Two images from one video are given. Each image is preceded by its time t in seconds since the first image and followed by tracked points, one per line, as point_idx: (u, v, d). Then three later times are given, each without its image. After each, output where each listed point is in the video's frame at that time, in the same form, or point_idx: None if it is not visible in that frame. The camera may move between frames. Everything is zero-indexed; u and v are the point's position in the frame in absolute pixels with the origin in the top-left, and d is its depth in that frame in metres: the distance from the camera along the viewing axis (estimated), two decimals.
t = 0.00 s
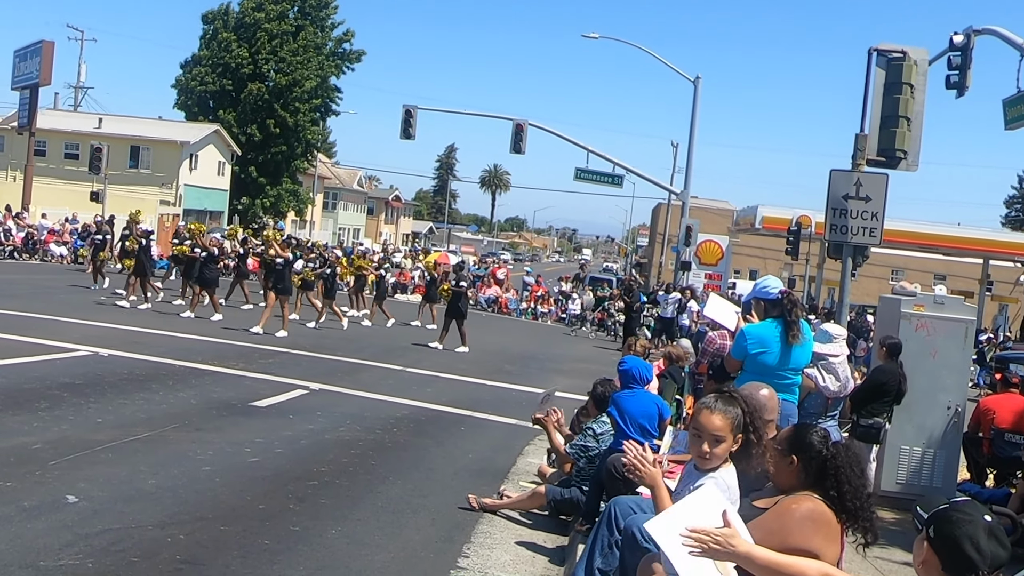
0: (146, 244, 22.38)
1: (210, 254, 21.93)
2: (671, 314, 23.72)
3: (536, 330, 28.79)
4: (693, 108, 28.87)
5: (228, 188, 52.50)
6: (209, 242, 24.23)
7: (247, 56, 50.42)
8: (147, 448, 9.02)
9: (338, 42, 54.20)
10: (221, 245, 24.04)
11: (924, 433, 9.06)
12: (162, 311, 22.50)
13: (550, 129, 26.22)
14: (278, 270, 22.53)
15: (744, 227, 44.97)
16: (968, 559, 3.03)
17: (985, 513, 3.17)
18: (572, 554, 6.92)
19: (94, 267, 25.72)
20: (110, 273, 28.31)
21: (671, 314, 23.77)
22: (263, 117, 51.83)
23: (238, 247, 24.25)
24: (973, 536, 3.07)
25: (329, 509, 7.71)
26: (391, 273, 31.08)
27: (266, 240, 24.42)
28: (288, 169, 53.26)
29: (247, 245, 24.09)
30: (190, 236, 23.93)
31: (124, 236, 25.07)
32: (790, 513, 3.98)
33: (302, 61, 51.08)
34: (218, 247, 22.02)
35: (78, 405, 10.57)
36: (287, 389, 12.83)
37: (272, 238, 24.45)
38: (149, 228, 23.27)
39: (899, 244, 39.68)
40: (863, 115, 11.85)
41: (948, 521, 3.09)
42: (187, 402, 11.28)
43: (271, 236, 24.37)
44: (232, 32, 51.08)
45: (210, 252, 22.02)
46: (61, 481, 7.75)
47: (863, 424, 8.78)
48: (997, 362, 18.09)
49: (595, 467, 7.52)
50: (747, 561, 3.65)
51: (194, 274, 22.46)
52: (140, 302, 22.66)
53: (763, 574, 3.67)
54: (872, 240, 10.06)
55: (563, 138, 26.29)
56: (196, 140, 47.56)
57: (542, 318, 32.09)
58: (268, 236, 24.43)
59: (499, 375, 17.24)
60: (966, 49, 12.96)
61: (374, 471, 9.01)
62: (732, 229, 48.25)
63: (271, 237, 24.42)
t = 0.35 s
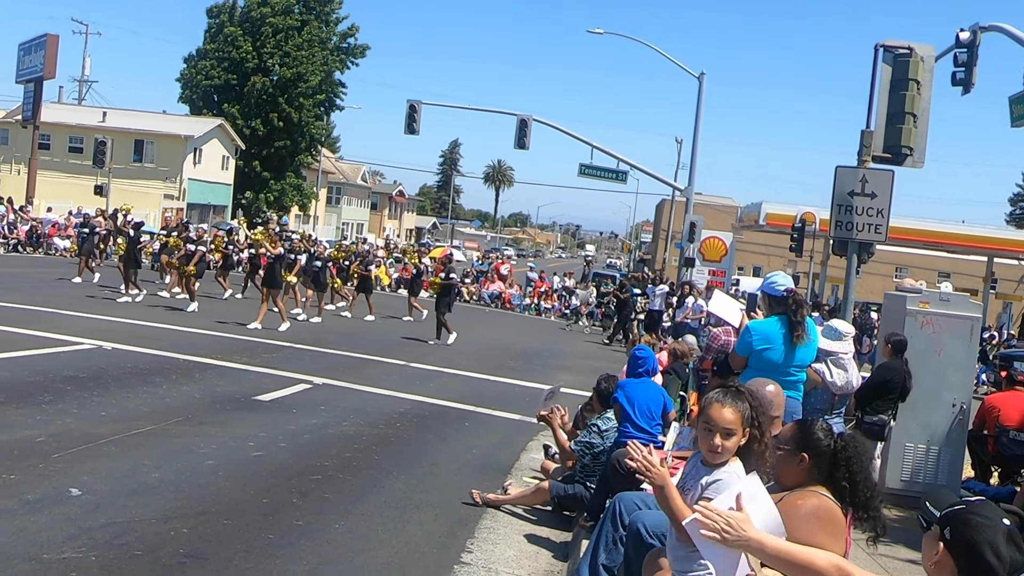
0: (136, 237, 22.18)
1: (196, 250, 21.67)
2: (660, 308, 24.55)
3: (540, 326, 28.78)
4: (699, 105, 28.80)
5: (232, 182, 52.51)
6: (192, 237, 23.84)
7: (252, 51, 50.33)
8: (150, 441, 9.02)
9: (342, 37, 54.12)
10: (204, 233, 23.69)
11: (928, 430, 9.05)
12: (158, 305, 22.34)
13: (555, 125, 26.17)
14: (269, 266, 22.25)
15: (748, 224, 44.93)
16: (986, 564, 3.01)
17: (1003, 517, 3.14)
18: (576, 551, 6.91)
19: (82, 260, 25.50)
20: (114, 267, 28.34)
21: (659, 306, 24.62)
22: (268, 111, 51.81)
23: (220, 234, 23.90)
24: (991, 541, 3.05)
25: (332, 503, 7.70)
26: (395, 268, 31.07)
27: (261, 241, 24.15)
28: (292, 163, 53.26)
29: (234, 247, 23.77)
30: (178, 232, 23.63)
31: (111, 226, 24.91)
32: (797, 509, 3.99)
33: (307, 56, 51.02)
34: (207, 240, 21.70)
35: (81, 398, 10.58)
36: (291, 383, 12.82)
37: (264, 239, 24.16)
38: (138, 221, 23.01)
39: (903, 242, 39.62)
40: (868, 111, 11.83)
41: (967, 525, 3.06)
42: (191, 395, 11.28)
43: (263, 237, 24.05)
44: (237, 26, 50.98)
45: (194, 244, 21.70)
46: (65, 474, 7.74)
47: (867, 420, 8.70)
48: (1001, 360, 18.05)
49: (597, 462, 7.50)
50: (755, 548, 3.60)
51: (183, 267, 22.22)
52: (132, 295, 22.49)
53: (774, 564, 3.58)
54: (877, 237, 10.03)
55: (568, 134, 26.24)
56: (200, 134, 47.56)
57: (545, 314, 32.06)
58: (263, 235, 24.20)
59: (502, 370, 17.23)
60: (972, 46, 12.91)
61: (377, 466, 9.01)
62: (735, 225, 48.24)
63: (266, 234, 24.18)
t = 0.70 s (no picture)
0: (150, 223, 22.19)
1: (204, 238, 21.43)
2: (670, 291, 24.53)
3: (561, 311, 28.77)
4: (720, 87, 28.60)
5: (253, 167, 52.70)
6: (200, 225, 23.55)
7: (275, 38, 50.27)
8: (176, 425, 9.09)
9: (363, 22, 54.07)
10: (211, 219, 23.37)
11: (953, 414, 8.98)
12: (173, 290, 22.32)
13: (576, 108, 26.05)
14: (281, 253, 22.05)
15: (771, 207, 44.67)
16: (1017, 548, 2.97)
17: None
18: (599, 533, 6.91)
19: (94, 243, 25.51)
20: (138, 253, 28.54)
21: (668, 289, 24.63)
22: (289, 96, 51.91)
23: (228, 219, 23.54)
24: None
25: (356, 486, 7.75)
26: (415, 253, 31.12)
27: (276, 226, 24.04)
28: (313, 149, 53.37)
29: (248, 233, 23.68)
30: (189, 214, 23.43)
31: (130, 209, 24.93)
32: (822, 492, 3.97)
33: (328, 41, 51.02)
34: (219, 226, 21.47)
35: (107, 382, 10.68)
36: (314, 368, 12.88)
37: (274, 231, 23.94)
38: (150, 204, 22.87)
39: (928, 225, 39.28)
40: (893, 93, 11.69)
41: (1000, 508, 3.02)
42: (215, 380, 11.36)
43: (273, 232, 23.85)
44: (259, 12, 50.99)
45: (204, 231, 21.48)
46: (92, 458, 7.82)
47: (893, 404, 8.70)
48: None
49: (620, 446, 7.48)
50: (791, 519, 3.42)
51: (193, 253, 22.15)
52: (148, 282, 22.45)
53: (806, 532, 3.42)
54: (902, 220, 9.93)
55: (589, 118, 26.11)
56: (222, 120, 47.69)
57: (566, 298, 32.02)
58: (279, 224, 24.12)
59: (524, 355, 17.24)
60: (999, 25, 12.73)
61: (401, 450, 9.03)
62: (758, 208, 47.92)
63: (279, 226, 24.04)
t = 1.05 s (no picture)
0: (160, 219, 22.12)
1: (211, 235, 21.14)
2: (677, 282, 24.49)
3: (580, 304, 28.78)
4: (741, 79, 28.45)
5: (274, 160, 52.90)
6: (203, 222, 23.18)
7: (296, 31, 50.37)
8: (198, 417, 9.16)
9: (383, 15, 54.11)
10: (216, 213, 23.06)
11: (975, 408, 8.91)
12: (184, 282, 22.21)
13: (596, 101, 25.98)
14: (291, 246, 21.79)
15: (792, 200, 44.44)
16: None
17: None
18: (619, 526, 6.90)
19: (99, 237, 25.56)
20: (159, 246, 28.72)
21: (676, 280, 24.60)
22: (309, 89, 52.04)
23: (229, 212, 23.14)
24: None
25: (377, 478, 7.79)
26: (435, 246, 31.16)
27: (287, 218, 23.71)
28: (333, 142, 53.51)
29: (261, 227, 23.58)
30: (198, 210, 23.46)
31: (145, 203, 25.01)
32: (845, 487, 3.97)
33: (348, 34, 51.09)
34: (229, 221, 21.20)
35: (130, 374, 10.78)
36: (334, 360, 12.93)
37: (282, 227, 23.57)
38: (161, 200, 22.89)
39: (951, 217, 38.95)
40: (918, 83, 11.59)
41: (1017, 499, 3.02)
42: (236, 371, 11.44)
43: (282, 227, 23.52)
44: (279, 6, 51.09)
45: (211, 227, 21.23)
46: (116, 449, 7.89)
47: (914, 399, 8.67)
48: None
49: (635, 440, 7.48)
50: (813, 512, 3.42)
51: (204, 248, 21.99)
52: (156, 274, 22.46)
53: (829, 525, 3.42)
54: (924, 212, 9.87)
55: (609, 110, 26.04)
56: (243, 113, 47.88)
57: (586, 291, 31.96)
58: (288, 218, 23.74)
59: (544, 347, 17.24)
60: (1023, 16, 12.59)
61: (421, 442, 9.06)
62: (778, 201, 47.70)
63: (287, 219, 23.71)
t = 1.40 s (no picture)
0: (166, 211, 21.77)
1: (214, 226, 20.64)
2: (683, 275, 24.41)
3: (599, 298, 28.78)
4: (763, 73, 28.29)
5: (294, 153, 53.08)
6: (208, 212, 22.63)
7: (316, 24, 50.46)
8: (219, 408, 9.21)
9: (403, 9, 54.14)
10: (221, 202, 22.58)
11: (999, 403, 8.84)
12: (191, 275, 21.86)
13: (617, 95, 25.91)
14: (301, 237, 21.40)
15: (813, 193, 44.19)
16: None
17: None
18: (638, 520, 6.89)
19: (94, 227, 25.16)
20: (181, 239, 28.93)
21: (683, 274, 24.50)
22: (329, 83, 52.17)
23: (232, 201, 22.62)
24: None
25: (396, 470, 7.81)
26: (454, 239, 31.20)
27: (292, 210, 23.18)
28: (354, 135, 53.69)
29: (272, 220, 23.21)
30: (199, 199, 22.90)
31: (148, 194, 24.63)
32: (867, 481, 3.97)
33: (369, 28, 51.15)
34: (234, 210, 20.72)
35: (152, 365, 10.86)
36: (354, 353, 12.98)
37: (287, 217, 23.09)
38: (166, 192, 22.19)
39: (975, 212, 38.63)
40: (942, 77, 11.47)
41: None
42: (257, 364, 11.50)
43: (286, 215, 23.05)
44: None
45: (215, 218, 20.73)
46: (138, 440, 7.95)
47: (936, 394, 8.53)
48: None
49: (652, 432, 7.47)
50: (840, 500, 3.38)
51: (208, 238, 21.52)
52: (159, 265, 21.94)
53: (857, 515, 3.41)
54: (947, 206, 9.77)
55: (630, 104, 25.98)
56: (264, 106, 48.07)
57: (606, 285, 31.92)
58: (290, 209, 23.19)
59: (563, 341, 17.23)
60: None
61: (440, 435, 9.08)
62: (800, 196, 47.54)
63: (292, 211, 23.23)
